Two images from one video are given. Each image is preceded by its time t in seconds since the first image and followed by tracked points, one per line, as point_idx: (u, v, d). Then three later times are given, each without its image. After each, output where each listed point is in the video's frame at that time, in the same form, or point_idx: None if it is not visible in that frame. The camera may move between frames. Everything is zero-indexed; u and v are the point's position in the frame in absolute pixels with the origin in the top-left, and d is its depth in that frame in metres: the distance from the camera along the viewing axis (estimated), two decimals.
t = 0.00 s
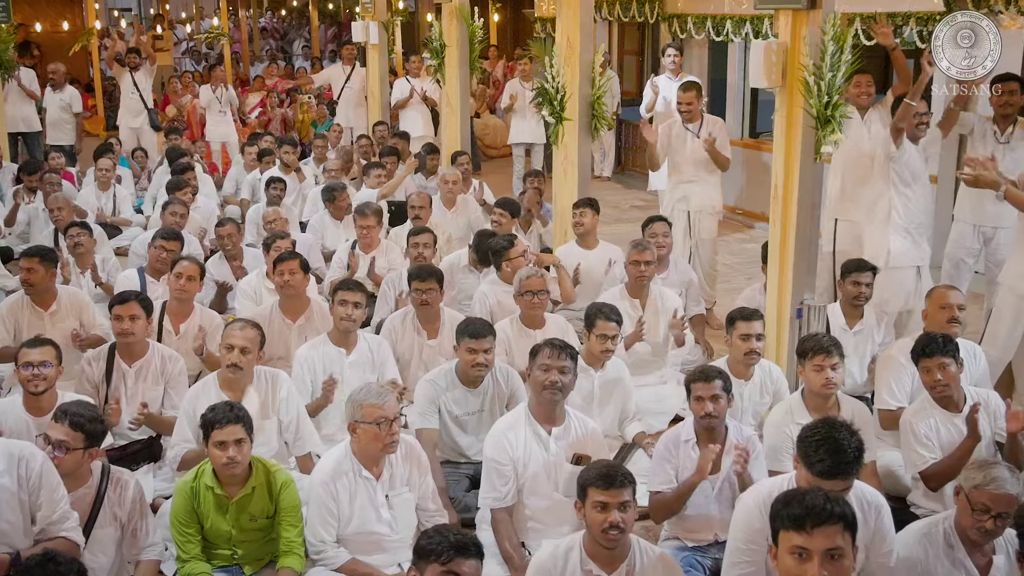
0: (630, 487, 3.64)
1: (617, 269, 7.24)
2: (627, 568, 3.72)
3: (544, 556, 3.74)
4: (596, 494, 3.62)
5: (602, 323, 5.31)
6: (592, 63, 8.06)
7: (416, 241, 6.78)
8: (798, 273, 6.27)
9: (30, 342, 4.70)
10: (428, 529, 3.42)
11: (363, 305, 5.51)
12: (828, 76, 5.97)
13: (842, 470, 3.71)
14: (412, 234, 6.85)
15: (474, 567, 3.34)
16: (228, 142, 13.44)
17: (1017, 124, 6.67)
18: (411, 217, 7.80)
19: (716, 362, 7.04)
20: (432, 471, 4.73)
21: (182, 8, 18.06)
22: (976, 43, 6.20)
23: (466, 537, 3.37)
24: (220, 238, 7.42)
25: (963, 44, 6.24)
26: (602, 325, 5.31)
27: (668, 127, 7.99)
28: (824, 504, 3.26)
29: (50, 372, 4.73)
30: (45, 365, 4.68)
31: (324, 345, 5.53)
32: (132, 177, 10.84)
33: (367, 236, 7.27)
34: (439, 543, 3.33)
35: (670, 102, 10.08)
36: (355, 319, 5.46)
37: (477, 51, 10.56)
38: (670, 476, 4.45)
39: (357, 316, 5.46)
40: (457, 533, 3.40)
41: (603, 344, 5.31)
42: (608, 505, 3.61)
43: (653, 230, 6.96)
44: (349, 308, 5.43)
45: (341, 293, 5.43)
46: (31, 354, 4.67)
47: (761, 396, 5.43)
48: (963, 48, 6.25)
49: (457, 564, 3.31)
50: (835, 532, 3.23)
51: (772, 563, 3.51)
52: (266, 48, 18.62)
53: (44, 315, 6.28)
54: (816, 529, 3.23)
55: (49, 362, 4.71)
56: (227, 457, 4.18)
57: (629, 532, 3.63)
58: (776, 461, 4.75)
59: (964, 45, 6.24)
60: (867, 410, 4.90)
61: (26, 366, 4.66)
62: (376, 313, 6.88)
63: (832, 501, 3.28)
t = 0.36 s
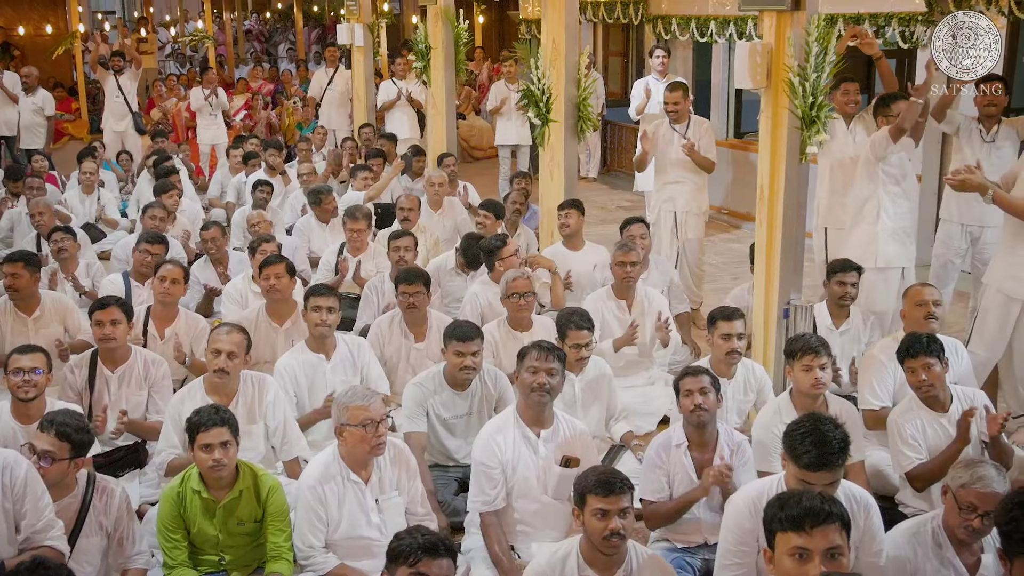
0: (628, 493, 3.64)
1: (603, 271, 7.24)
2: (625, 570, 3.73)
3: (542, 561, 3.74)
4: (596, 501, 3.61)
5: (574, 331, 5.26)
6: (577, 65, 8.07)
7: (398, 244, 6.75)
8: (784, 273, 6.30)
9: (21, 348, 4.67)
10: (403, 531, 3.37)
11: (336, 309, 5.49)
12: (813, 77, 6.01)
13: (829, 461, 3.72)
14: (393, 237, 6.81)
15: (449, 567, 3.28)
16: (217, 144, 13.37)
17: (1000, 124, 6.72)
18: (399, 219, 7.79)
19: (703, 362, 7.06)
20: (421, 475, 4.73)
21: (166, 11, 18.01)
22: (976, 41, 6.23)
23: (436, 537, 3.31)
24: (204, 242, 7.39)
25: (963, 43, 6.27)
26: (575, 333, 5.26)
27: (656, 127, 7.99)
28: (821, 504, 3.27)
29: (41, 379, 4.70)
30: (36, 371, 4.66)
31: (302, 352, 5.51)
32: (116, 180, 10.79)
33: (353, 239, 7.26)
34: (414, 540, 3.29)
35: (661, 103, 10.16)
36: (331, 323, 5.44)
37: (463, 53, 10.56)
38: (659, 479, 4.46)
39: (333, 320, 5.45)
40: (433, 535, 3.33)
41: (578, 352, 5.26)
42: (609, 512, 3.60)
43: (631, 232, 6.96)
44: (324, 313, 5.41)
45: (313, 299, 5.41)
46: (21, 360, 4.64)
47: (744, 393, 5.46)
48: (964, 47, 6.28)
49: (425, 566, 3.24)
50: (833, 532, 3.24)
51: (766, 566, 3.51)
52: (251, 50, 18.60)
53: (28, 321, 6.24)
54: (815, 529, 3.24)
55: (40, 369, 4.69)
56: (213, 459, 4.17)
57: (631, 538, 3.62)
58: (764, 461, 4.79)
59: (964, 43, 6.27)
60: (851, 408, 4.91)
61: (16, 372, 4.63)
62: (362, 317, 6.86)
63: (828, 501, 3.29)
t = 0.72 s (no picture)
0: (593, 492, 3.63)
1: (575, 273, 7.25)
2: (595, 570, 3.75)
3: (512, 561, 3.74)
4: (562, 502, 3.60)
5: (539, 341, 5.20)
6: (549, 66, 8.08)
7: (364, 245, 6.71)
8: (756, 275, 6.34)
9: None
10: (359, 531, 3.35)
11: (307, 311, 5.47)
12: (784, 80, 6.05)
13: (795, 443, 3.76)
14: (360, 240, 6.79)
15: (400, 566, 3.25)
16: (188, 145, 13.28)
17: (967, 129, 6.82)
18: (372, 221, 7.78)
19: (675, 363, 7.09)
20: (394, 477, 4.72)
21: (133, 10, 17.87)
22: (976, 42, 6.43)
23: (387, 538, 3.29)
24: (172, 244, 7.33)
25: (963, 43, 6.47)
26: (540, 342, 5.20)
27: (627, 131, 8.03)
28: (812, 504, 3.29)
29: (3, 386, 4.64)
30: None
31: (274, 354, 5.49)
32: (82, 181, 10.68)
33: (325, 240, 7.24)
34: (368, 540, 3.28)
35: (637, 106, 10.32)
36: (301, 326, 5.43)
37: (435, 54, 10.55)
38: (637, 480, 4.46)
39: (303, 322, 5.43)
40: (386, 534, 3.32)
41: (546, 360, 5.21)
42: (576, 513, 3.59)
43: (610, 233, 7.00)
44: (293, 315, 5.39)
45: (283, 301, 5.38)
46: None
47: (714, 390, 5.53)
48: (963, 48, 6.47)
49: (374, 567, 3.21)
50: (823, 531, 3.27)
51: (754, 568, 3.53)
52: (220, 50, 18.49)
53: None
54: (807, 529, 3.26)
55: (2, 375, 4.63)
56: (181, 454, 4.13)
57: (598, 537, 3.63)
58: (735, 461, 4.81)
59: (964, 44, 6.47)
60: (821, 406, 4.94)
61: None
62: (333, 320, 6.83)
63: (817, 500, 3.31)
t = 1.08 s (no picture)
0: (545, 494, 3.63)
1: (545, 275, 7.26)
2: (559, 569, 3.74)
3: (476, 563, 3.75)
4: (512, 507, 3.61)
5: (519, 341, 5.25)
6: (516, 67, 8.08)
7: (328, 248, 6.66)
8: (723, 274, 6.38)
9: None
10: (313, 536, 3.37)
11: (284, 313, 5.46)
12: (749, 81, 6.10)
13: (763, 431, 3.79)
14: (322, 240, 6.73)
15: (355, 570, 3.29)
16: (151, 148, 13.18)
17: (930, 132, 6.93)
18: (338, 224, 7.75)
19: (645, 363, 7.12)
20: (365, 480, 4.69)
21: (95, 11, 17.71)
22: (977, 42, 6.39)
23: (337, 541, 3.30)
24: (137, 247, 7.27)
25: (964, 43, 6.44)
26: (519, 342, 5.24)
27: (590, 130, 8.02)
28: (795, 504, 3.32)
29: None
30: None
31: (247, 356, 5.45)
32: (45, 185, 10.56)
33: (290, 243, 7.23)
34: (318, 545, 3.29)
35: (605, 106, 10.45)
36: (277, 329, 5.40)
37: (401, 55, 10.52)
38: (604, 481, 4.49)
39: (278, 326, 5.41)
40: (336, 537, 3.33)
41: (524, 361, 5.26)
42: (526, 517, 3.60)
43: (587, 236, 7.03)
44: (269, 318, 5.37)
45: (260, 303, 5.38)
46: None
47: (686, 394, 5.51)
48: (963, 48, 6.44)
49: (323, 573, 3.25)
50: (805, 529, 3.30)
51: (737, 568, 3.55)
52: (184, 52, 18.38)
53: None
54: (790, 527, 3.28)
55: None
56: (150, 456, 4.10)
57: (549, 538, 3.63)
58: (704, 459, 4.85)
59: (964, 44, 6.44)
60: (789, 404, 4.99)
61: None
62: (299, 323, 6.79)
63: (799, 500, 3.35)
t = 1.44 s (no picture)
0: (515, 490, 3.66)
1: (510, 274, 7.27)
2: (524, 567, 3.75)
3: (441, 562, 3.75)
4: (482, 501, 3.63)
5: (506, 334, 5.31)
6: (479, 66, 8.09)
7: (293, 247, 6.63)
8: (686, 270, 6.44)
9: None
10: (266, 536, 3.36)
11: (252, 315, 5.41)
12: (711, 79, 6.15)
13: (727, 422, 3.83)
14: (287, 239, 6.63)
15: (311, 569, 3.27)
16: (107, 148, 13.06)
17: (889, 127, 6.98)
18: (298, 224, 7.72)
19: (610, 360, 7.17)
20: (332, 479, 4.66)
21: (51, 11, 17.51)
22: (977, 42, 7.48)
23: (291, 540, 3.29)
24: (97, 248, 7.20)
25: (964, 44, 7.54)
26: (507, 335, 5.31)
27: (550, 131, 8.04)
28: (762, 496, 3.36)
29: None
30: None
31: (212, 356, 5.41)
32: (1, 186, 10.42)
33: (253, 242, 7.20)
34: (272, 546, 3.28)
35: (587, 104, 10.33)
36: (245, 330, 5.36)
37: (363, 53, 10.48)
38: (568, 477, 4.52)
39: (247, 327, 5.36)
40: (289, 537, 3.32)
41: (508, 353, 5.35)
42: (495, 512, 3.62)
43: (555, 233, 7.01)
44: (239, 319, 5.32)
45: (229, 303, 5.32)
46: None
47: (658, 394, 5.55)
48: (964, 48, 7.55)
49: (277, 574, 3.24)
50: (773, 521, 3.33)
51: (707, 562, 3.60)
52: (141, 51, 18.22)
53: None
54: (758, 518, 3.32)
55: None
56: (117, 460, 4.07)
57: (517, 534, 3.65)
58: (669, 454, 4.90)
59: (965, 45, 7.52)
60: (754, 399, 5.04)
61: None
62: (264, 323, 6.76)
63: (767, 492, 3.39)
